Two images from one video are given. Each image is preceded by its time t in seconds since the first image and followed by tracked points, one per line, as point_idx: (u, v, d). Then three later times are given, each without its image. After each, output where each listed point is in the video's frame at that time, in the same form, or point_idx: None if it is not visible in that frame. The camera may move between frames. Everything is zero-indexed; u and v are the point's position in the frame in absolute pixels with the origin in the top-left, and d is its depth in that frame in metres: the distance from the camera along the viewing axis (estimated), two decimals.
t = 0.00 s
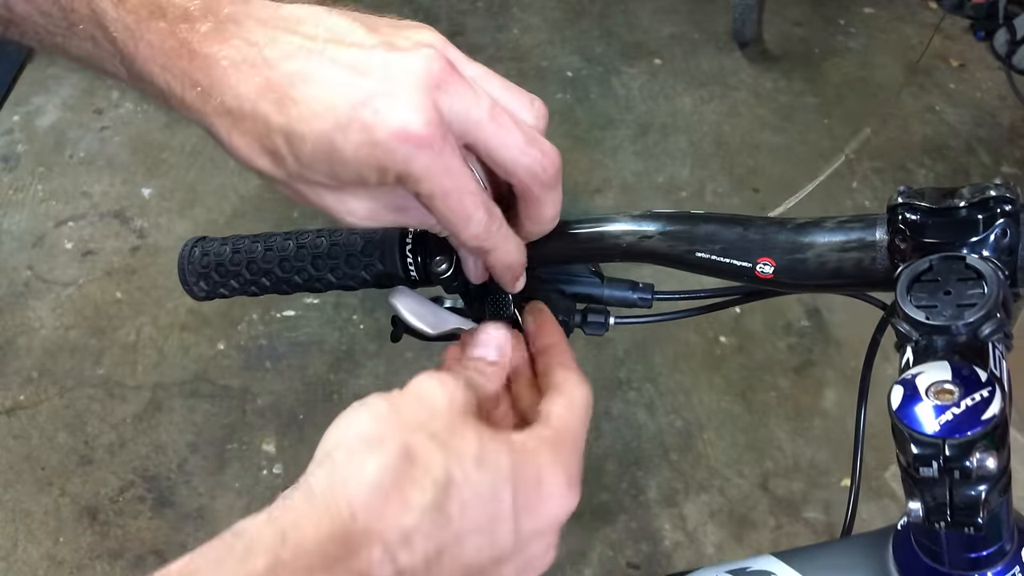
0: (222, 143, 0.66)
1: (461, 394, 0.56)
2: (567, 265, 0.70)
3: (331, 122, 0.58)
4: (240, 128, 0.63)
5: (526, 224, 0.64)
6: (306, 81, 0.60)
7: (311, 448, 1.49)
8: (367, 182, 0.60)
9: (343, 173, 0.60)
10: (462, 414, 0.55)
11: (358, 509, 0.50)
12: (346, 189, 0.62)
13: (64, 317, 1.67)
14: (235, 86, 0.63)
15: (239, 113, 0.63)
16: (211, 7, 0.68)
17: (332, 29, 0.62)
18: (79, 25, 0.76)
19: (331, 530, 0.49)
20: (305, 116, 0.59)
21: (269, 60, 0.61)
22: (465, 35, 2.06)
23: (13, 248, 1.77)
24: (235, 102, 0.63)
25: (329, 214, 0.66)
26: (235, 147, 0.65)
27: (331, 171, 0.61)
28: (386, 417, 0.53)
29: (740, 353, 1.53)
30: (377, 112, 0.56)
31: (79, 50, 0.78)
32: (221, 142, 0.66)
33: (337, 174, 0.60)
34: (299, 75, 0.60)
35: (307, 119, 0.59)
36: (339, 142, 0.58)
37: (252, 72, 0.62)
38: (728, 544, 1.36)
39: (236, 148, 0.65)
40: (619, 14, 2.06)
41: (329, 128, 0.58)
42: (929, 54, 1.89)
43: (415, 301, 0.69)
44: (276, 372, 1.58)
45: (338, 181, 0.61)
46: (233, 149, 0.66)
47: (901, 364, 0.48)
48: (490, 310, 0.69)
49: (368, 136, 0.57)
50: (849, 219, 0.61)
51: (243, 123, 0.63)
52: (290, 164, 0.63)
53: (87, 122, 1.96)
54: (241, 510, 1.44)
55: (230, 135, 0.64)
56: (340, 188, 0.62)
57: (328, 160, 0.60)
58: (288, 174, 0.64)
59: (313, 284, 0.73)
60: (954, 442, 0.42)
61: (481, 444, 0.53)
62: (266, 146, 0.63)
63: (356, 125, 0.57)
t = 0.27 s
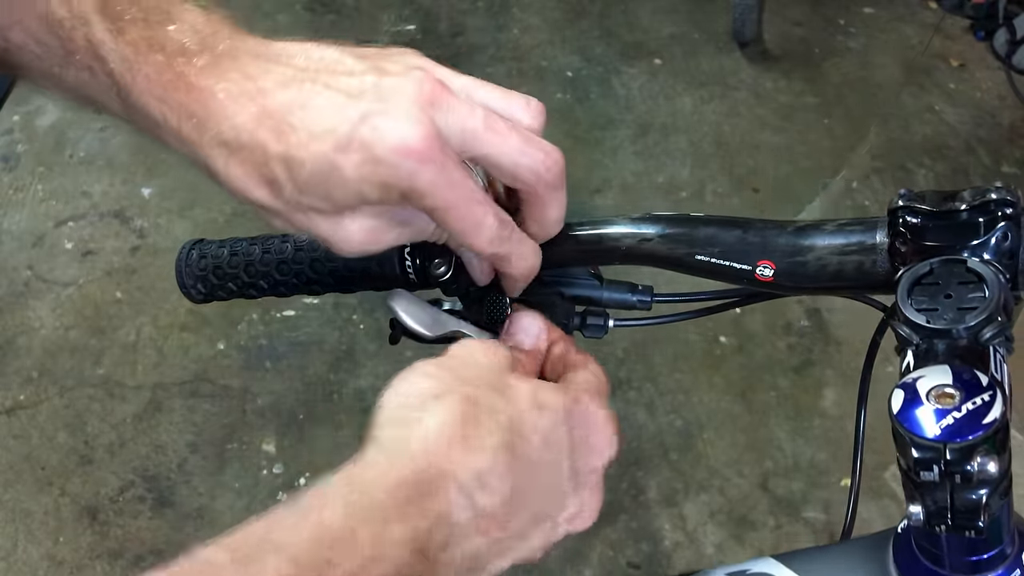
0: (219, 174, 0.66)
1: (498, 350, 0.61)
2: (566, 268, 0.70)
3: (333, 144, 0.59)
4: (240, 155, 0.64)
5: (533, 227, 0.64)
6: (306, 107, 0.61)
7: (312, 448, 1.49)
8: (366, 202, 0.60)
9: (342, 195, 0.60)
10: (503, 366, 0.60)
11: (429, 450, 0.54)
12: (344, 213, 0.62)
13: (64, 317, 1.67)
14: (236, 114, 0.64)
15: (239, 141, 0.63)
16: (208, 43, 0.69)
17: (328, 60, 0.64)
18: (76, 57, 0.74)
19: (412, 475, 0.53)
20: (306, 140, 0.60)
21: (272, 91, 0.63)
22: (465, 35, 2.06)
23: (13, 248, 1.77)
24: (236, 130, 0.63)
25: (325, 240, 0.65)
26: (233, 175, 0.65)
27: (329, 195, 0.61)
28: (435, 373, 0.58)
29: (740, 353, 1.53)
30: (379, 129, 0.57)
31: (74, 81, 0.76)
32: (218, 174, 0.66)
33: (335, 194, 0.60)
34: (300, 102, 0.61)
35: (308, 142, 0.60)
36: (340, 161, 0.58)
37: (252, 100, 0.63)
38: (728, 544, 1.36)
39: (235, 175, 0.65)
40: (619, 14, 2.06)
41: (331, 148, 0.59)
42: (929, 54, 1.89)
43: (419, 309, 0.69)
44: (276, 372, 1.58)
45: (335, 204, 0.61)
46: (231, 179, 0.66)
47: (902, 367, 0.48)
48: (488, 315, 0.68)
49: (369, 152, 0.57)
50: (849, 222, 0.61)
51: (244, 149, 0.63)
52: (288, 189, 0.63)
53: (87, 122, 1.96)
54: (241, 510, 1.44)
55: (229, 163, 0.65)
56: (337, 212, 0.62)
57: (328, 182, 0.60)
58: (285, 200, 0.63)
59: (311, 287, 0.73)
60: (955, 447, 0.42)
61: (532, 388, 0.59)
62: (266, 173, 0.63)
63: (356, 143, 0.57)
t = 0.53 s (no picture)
0: (213, 161, 0.65)
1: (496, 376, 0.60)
2: (567, 278, 0.70)
3: (332, 127, 0.58)
4: (234, 141, 0.63)
5: (530, 232, 0.63)
6: (304, 92, 0.61)
7: (312, 448, 1.49)
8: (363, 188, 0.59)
9: (339, 179, 0.59)
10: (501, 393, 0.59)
11: (438, 491, 0.54)
12: (340, 201, 0.61)
13: (64, 317, 1.67)
14: (233, 99, 0.63)
15: (234, 126, 0.62)
16: (209, 34, 0.70)
17: (329, 51, 0.64)
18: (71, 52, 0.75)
19: (421, 519, 0.53)
20: (304, 124, 0.59)
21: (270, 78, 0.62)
22: (465, 35, 2.06)
23: (13, 248, 1.77)
24: (232, 114, 0.63)
25: (317, 230, 0.64)
26: (228, 162, 0.64)
27: (325, 181, 0.60)
28: (435, 403, 0.57)
29: (740, 353, 1.53)
30: (383, 114, 0.57)
31: (74, 73, 0.76)
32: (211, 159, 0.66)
33: (331, 180, 0.60)
34: (299, 89, 0.61)
35: (305, 127, 0.59)
36: (338, 145, 0.58)
37: (251, 87, 0.62)
38: (728, 544, 1.36)
39: (229, 161, 0.64)
40: (619, 14, 2.06)
41: (328, 131, 0.58)
42: (929, 54, 1.89)
43: (410, 316, 0.70)
44: (276, 372, 1.58)
45: (330, 189, 0.60)
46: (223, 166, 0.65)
47: (908, 386, 0.48)
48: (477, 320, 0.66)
49: (370, 136, 0.57)
50: (853, 234, 0.61)
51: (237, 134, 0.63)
52: (283, 177, 0.62)
53: (86, 121, 1.96)
54: (241, 510, 1.44)
55: (224, 149, 0.64)
56: (332, 201, 0.61)
57: (323, 167, 0.59)
58: (279, 187, 0.63)
59: (306, 297, 0.72)
60: (962, 470, 0.42)
61: (529, 419, 0.59)
62: (260, 159, 0.62)
63: (360, 126, 0.57)
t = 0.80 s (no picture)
0: (219, 125, 0.64)
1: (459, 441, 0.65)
2: (567, 280, 0.71)
3: (322, 76, 0.55)
4: (234, 103, 0.61)
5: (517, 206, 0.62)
6: (297, 43, 0.58)
7: (312, 448, 1.49)
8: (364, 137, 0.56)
9: (338, 129, 0.56)
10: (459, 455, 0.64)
11: (358, 528, 0.59)
12: (342, 155, 0.59)
13: (64, 317, 1.67)
14: (232, 61, 0.61)
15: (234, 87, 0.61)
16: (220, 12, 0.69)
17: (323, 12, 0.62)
18: (87, 32, 0.78)
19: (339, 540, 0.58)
20: (297, 77, 0.56)
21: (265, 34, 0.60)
22: (465, 35, 2.06)
23: (13, 248, 1.77)
24: (232, 75, 0.61)
25: (322, 194, 0.62)
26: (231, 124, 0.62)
27: (326, 133, 0.57)
28: (393, 446, 0.64)
29: (741, 353, 1.53)
30: (367, 57, 0.53)
31: (91, 56, 0.79)
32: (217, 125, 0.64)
33: (331, 132, 0.57)
34: (290, 43, 0.58)
35: (299, 80, 0.56)
36: (331, 93, 0.54)
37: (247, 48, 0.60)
38: (728, 544, 1.36)
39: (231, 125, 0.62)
40: (619, 14, 2.06)
41: (321, 76, 0.55)
42: (928, 54, 1.89)
43: (410, 318, 0.70)
44: (276, 372, 1.58)
45: (333, 141, 0.58)
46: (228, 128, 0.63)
47: (908, 387, 0.48)
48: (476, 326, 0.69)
49: (359, 79, 0.53)
50: (853, 235, 0.61)
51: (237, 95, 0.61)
52: (284, 135, 0.59)
53: (86, 121, 1.96)
54: (241, 510, 1.44)
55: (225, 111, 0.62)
56: (336, 155, 0.59)
57: (321, 118, 0.56)
58: (281, 147, 0.60)
59: (304, 300, 0.72)
60: (964, 471, 0.42)
61: (482, 476, 0.64)
62: (261, 118, 0.60)
63: (347, 72, 0.53)
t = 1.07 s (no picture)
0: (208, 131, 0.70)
1: (455, 460, 0.58)
2: (567, 278, 0.71)
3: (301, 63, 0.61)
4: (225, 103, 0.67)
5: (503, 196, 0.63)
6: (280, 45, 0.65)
7: (312, 448, 1.49)
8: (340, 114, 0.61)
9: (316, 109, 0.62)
10: (451, 474, 0.57)
11: (329, 545, 0.52)
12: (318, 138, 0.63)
13: (64, 317, 1.67)
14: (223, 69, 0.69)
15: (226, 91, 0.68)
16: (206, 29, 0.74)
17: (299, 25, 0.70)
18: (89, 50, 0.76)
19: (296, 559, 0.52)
20: (281, 70, 0.63)
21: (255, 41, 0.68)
22: (465, 35, 2.06)
23: (13, 248, 1.77)
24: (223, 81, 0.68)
25: (301, 181, 0.66)
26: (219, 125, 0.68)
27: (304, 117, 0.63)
28: (368, 470, 0.58)
29: (740, 353, 1.53)
30: (340, 36, 0.59)
31: (92, 74, 0.77)
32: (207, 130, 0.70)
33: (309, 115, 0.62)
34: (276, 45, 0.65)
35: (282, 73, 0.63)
36: (309, 74, 0.61)
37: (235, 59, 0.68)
38: (728, 544, 1.36)
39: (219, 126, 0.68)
40: (619, 14, 2.07)
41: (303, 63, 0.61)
42: (928, 54, 1.89)
43: (413, 316, 0.69)
44: (276, 372, 1.58)
45: (311, 125, 0.63)
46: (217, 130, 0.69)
47: (907, 381, 0.48)
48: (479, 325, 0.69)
49: (333, 57, 0.59)
50: (853, 232, 0.61)
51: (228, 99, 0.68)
52: (267, 125, 0.65)
53: (86, 121, 1.97)
54: (241, 510, 1.44)
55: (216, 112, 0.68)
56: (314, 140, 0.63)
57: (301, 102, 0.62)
58: (264, 138, 0.66)
59: (305, 297, 0.72)
60: (962, 466, 0.42)
61: (461, 499, 0.54)
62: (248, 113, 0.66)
63: (322, 54, 0.60)
